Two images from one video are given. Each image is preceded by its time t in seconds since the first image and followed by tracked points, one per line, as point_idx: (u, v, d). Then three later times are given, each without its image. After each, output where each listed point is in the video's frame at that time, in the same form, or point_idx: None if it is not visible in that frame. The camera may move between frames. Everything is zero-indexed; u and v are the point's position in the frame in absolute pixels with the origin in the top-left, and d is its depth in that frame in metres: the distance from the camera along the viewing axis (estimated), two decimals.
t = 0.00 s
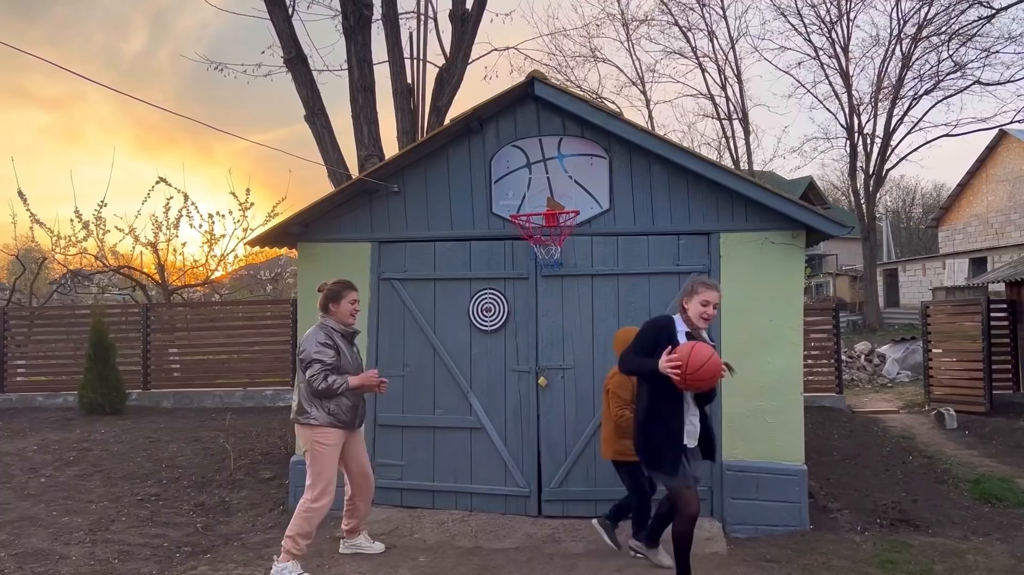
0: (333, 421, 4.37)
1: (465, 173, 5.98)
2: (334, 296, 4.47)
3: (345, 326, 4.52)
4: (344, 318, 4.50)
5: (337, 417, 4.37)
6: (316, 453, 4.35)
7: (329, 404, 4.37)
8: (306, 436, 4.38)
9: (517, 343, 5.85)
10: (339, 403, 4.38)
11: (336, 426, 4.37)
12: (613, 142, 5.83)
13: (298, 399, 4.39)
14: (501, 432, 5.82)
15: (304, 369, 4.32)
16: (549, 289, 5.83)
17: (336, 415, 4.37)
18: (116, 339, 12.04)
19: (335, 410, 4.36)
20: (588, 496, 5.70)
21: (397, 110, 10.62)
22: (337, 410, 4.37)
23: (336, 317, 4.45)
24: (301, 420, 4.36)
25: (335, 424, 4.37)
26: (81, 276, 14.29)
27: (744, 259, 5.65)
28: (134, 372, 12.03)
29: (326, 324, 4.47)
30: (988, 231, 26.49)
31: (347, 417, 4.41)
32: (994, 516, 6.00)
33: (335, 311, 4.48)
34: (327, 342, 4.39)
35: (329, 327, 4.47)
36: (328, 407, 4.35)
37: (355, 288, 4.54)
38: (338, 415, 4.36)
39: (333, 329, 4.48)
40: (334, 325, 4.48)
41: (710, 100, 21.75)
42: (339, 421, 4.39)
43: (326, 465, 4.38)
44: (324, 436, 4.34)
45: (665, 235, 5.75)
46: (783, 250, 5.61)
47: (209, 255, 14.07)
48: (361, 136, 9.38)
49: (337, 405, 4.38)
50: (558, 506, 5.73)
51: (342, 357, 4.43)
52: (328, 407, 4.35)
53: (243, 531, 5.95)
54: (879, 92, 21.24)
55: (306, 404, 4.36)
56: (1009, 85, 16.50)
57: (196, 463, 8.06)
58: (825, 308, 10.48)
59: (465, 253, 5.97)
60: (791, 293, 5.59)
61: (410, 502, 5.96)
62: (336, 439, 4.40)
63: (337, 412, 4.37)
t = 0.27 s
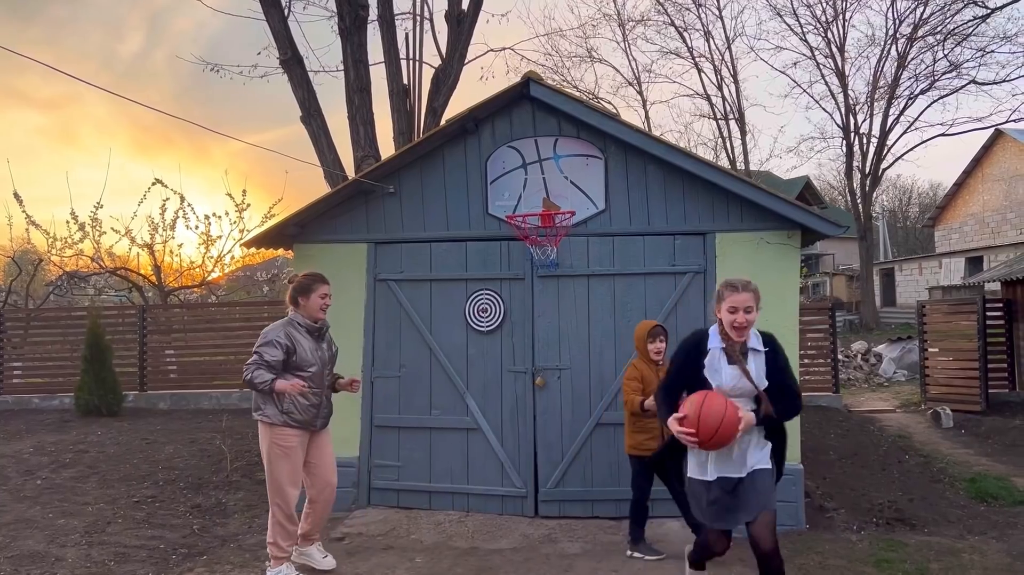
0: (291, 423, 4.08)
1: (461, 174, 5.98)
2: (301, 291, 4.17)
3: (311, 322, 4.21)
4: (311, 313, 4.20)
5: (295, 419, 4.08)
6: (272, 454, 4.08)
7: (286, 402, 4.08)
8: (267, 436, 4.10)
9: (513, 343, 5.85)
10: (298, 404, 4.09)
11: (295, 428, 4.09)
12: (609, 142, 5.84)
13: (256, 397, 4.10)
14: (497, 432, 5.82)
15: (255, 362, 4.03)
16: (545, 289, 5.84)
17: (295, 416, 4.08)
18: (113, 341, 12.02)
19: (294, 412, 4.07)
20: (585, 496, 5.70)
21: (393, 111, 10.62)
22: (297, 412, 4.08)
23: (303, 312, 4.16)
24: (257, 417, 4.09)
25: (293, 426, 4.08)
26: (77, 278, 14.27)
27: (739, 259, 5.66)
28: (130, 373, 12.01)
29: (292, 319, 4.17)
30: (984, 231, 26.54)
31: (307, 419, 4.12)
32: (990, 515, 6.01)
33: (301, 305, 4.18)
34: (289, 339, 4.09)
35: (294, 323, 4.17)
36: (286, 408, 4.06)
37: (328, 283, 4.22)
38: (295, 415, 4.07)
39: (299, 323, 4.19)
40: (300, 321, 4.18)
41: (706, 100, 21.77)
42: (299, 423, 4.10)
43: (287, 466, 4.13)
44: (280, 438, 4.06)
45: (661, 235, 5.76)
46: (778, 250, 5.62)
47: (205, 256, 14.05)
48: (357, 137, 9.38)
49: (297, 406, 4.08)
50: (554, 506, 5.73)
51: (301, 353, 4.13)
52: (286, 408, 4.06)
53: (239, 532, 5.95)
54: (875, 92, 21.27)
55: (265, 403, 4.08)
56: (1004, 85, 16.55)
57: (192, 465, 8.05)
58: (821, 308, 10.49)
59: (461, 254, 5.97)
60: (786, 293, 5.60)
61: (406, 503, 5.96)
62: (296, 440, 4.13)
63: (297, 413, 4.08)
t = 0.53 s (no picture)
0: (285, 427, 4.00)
1: (457, 175, 5.98)
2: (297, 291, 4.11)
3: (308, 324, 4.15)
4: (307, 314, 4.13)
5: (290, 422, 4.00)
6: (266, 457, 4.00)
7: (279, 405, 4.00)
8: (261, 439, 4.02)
9: (509, 344, 5.85)
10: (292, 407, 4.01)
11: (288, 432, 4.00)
12: (604, 143, 5.84)
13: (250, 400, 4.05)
14: (493, 433, 5.82)
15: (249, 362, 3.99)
16: (540, 290, 5.84)
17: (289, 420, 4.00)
18: (107, 342, 11.99)
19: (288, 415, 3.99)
20: (580, 497, 5.70)
21: (388, 112, 10.61)
22: (292, 415, 4.00)
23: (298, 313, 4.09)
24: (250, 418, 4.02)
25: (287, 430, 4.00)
26: (71, 280, 14.22)
27: (735, 260, 5.66)
28: (125, 375, 11.97)
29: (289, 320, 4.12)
30: (978, 231, 26.62)
31: (301, 423, 4.03)
32: (985, 514, 6.02)
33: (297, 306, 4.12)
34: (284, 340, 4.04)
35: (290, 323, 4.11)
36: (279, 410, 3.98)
37: (323, 285, 4.12)
38: (286, 418, 3.98)
39: (294, 324, 4.12)
40: (296, 322, 4.12)
41: (702, 100, 21.78)
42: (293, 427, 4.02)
43: (277, 470, 4.03)
44: (270, 441, 3.97)
45: (656, 236, 5.76)
46: (773, 250, 5.63)
47: (201, 258, 14.02)
48: (352, 138, 9.36)
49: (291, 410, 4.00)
50: (550, 507, 5.73)
51: (295, 355, 4.06)
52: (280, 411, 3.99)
53: (234, 535, 5.93)
54: (870, 92, 21.31)
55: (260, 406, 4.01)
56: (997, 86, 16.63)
57: (187, 467, 8.03)
58: (816, 308, 10.50)
59: (456, 255, 5.96)
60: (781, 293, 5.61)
61: (401, 504, 5.95)
62: (289, 446, 4.03)
63: (292, 417, 4.00)
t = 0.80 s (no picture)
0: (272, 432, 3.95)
1: (452, 176, 5.97)
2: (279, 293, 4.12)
3: (292, 327, 4.14)
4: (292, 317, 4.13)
5: (278, 427, 3.95)
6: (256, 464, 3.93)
7: (267, 410, 3.96)
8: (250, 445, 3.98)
9: (504, 345, 5.84)
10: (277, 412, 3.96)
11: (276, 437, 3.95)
12: (599, 143, 5.85)
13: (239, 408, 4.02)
14: (488, 434, 5.81)
15: (234, 369, 3.96)
16: (536, 290, 5.84)
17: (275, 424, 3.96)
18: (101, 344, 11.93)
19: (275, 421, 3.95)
20: (576, 498, 5.70)
21: (383, 113, 10.59)
22: (279, 420, 3.96)
23: (282, 315, 4.09)
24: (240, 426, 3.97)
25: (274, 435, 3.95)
26: (65, 281, 14.17)
27: (729, 261, 5.68)
28: (120, 377, 11.93)
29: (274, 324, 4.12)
30: (972, 231, 26.72)
31: (290, 428, 3.98)
32: (979, 514, 6.04)
33: (280, 309, 4.12)
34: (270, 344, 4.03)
35: (275, 327, 4.11)
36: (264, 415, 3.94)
37: (305, 285, 4.13)
38: (277, 422, 3.94)
39: (279, 327, 4.12)
40: (281, 324, 4.11)
41: (697, 101, 21.77)
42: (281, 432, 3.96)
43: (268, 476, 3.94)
44: (259, 446, 3.92)
45: (651, 237, 5.77)
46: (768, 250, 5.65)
47: (195, 259, 13.98)
48: (347, 139, 9.35)
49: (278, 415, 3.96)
50: (546, 508, 5.73)
51: (282, 358, 4.05)
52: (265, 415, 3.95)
53: (229, 537, 5.91)
54: (864, 93, 21.36)
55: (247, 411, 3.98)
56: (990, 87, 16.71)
57: (182, 469, 8.00)
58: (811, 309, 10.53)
59: (451, 255, 5.95)
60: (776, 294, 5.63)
61: (397, 505, 5.93)
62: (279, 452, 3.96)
63: (280, 422, 3.96)
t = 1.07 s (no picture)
0: (233, 441, 3.71)
1: (447, 177, 5.96)
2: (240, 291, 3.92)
3: (254, 328, 3.93)
4: (254, 317, 3.92)
5: (240, 435, 3.72)
6: (214, 477, 3.68)
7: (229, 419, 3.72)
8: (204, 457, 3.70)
9: (499, 346, 5.84)
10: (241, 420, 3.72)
11: (237, 447, 3.71)
12: (594, 144, 5.85)
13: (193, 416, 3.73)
14: (484, 435, 5.81)
15: (192, 376, 3.70)
16: (531, 291, 5.83)
17: (238, 433, 3.71)
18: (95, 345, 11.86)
19: (237, 429, 3.71)
20: (572, 499, 5.70)
21: (378, 114, 10.59)
22: (241, 429, 3.72)
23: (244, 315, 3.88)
24: (198, 439, 3.69)
25: (236, 445, 3.71)
26: (59, 283, 14.13)
27: (724, 261, 5.68)
28: (114, 379, 11.90)
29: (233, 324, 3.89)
30: (966, 232, 26.84)
31: (252, 437, 3.75)
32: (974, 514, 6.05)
33: (241, 309, 3.92)
34: (231, 346, 3.79)
35: (235, 328, 3.87)
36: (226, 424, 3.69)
37: (266, 283, 3.96)
38: (241, 431, 3.71)
39: (239, 329, 3.90)
40: (242, 325, 3.89)
41: (692, 103, 21.80)
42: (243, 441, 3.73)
43: (226, 489, 3.70)
44: (221, 459, 3.67)
45: (646, 238, 5.77)
46: (763, 252, 5.66)
47: (190, 260, 13.96)
48: (342, 140, 9.33)
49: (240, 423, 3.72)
50: (541, 510, 5.73)
51: (244, 362, 3.82)
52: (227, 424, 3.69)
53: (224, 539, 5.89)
54: (858, 94, 21.41)
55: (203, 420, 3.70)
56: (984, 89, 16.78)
57: (176, 471, 7.98)
58: (806, 310, 10.54)
59: (446, 257, 5.95)
60: (771, 294, 5.64)
61: (392, 507, 5.92)
62: (240, 463, 3.74)
63: (243, 431, 3.72)
